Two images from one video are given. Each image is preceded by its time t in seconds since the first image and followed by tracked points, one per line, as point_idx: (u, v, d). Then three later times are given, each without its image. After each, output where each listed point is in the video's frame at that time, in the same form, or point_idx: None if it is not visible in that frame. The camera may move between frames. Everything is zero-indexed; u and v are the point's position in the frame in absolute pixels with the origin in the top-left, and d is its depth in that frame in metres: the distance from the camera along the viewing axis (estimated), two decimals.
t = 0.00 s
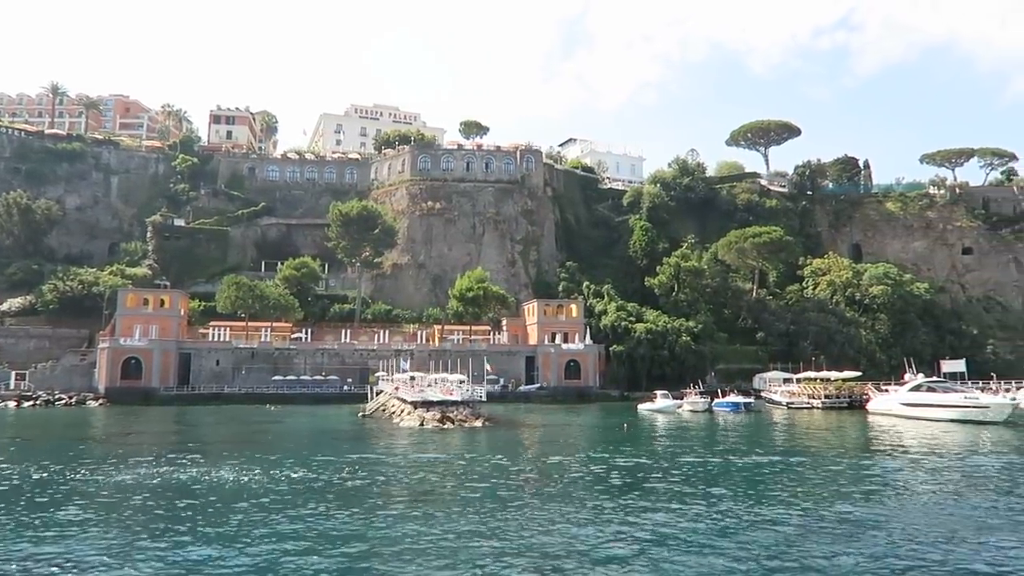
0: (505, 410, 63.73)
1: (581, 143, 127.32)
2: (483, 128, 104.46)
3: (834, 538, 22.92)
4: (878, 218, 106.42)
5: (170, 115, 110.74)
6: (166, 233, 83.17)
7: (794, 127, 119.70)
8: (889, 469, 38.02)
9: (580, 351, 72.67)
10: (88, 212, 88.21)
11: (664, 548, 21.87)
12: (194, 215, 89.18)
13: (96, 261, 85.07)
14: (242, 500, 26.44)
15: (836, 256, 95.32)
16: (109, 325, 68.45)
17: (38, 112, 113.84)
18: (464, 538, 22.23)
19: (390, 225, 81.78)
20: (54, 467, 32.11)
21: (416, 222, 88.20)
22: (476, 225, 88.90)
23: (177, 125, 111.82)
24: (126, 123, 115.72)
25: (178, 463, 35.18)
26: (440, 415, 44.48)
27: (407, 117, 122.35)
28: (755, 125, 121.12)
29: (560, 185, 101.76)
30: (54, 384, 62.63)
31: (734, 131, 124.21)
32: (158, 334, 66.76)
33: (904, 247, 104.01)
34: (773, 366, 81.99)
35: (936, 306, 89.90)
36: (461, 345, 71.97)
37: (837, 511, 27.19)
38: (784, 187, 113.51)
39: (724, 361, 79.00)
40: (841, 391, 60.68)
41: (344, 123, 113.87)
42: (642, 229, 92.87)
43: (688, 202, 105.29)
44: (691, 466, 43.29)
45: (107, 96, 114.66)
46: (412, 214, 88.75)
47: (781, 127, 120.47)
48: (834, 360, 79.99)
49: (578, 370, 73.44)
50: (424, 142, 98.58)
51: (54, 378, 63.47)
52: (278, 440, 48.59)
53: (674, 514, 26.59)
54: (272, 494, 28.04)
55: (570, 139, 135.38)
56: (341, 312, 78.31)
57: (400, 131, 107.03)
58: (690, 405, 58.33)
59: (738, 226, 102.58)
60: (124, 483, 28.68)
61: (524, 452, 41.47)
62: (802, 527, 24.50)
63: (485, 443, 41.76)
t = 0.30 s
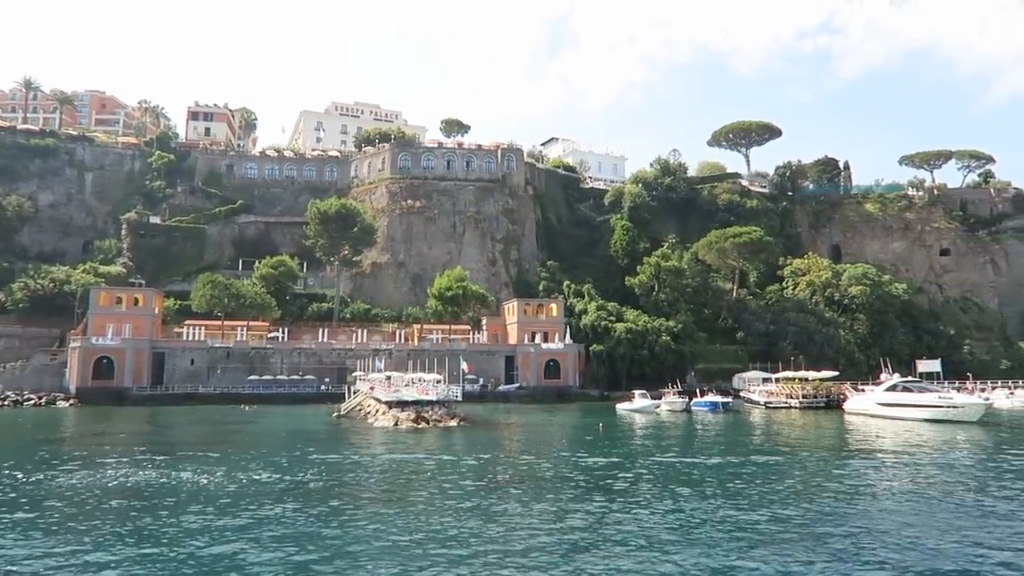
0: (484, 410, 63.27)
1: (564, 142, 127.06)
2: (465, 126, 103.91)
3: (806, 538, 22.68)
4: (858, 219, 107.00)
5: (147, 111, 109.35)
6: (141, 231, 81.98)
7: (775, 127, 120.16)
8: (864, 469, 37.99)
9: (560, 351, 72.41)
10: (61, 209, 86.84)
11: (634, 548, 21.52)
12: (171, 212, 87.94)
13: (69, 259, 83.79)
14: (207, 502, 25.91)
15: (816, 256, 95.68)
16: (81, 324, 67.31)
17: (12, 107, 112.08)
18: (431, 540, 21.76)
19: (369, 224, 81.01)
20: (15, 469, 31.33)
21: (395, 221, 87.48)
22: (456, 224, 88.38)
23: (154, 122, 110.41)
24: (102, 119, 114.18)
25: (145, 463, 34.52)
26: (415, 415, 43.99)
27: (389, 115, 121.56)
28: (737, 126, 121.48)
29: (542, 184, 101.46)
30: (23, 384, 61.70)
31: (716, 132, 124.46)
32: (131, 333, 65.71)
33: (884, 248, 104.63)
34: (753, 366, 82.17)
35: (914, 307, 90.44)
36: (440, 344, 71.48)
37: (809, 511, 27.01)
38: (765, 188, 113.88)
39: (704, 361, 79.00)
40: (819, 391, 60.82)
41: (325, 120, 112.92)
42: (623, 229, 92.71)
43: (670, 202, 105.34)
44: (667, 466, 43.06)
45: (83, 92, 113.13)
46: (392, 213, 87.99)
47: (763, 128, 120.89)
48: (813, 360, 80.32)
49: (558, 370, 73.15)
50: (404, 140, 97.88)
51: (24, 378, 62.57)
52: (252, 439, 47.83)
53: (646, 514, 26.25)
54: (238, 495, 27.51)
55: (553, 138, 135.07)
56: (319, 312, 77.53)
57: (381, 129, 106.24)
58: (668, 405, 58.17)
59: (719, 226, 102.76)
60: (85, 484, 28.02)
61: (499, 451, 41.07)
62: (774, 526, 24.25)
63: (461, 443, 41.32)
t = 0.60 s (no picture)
0: (460, 409, 62.78)
1: (543, 140, 126.75)
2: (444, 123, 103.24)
3: (776, 536, 22.52)
4: (835, 219, 107.69)
5: (120, 105, 107.67)
6: (113, 227, 80.54)
7: (754, 127, 120.72)
8: (836, 467, 38.05)
9: (537, 349, 72.14)
10: (30, 204, 85.17)
11: (602, 547, 21.24)
12: (143, 208, 86.51)
13: (38, 255, 82.26)
14: (166, 501, 25.24)
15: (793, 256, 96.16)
16: (49, 321, 65.97)
17: None
18: (397, 540, 21.33)
19: (346, 220, 80.09)
20: None
21: (373, 218, 86.66)
22: (434, 222, 87.81)
23: (127, 116, 108.69)
24: (75, 113, 112.28)
25: (107, 463, 33.71)
26: (386, 413, 43.45)
27: (367, 111, 120.56)
28: (716, 125, 121.92)
29: (520, 182, 101.12)
30: None
31: (695, 131, 124.71)
32: (100, 330, 64.47)
33: (860, 248, 105.39)
34: (730, 364, 82.38)
35: (890, 306, 91.13)
36: (416, 342, 70.97)
37: (780, 510, 26.90)
38: (743, 187, 114.33)
39: (682, 359, 79.08)
40: (794, 390, 61.01)
41: (302, 116, 111.79)
42: (602, 227, 92.55)
43: (649, 201, 105.40)
44: (641, 464, 42.89)
45: (54, 85, 111.17)
46: (369, 210, 87.17)
47: (741, 128, 121.41)
48: (789, 359, 80.76)
49: (535, 368, 72.85)
50: (382, 136, 97.05)
51: None
52: (222, 437, 47.03)
53: (617, 512, 25.99)
54: (200, 494, 26.84)
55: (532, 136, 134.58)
56: (294, 309, 76.61)
57: (359, 125, 105.29)
58: (644, 403, 57.98)
59: (698, 225, 102.97)
60: (41, 484, 27.20)
61: (472, 451, 40.64)
62: (744, 524, 24.08)
63: (433, 442, 40.85)
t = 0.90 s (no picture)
0: (435, 407, 62.21)
1: (523, 137, 126.41)
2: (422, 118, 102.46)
3: (744, 534, 22.35)
4: (811, 218, 108.35)
5: (91, 97, 105.80)
6: (81, 221, 78.98)
7: (732, 127, 121.17)
8: (808, 465, 38.07)
9: (514, 347, 71.83)
10: None
11: (568, 546, 20.92)
12: (114, 202, 85.00)
13: (5, 249, 80.54)
14: (120, 500, 24.55)
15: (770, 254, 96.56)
16: (14, 316, 64.53)
17: None
18: (360, 539, 20.90)
19: (321, 216, 79.03)
20: None
21: (348, 214, 85.78)
22: (411, 218, 87.06)
23: (98, 108, 106.83)
24: (45, 105, 110.19)
25: (65, 461, 32.85)
26: (356, 411, 42.82)
27: (345, 106, 119.39)
28: (695, 124, 122.23)
29: (499, 180, 100.66)
30: None
31: (674, 130, 124.94)
32: (67, 326, 63.15)
33: (836, 247, 106.12)
34: (706, 362, 82.55)
35: (865, 306, 91.77)
36: (391, 339, 70.40)
37: (748, 507, 26.74)
38: (721, 186, 114.70)
39: (659, 357, 79.16)
40: (768, 388, 61.15)
41: (279, 110, 110.52)
42: (580, 225, 92.32)
43: (627, 199, 105.36)
44: (614, 463, 42.64)
45: (23, 76, 109.02)
46: (345, 206, 86.27)
47: (720, 127, 121.75)
48: (765, 357, 81.17)
49: (512, 366, 72.48)
50: (359, 131, 96.11)
51: None
52: (189, 436, 46.15)
53: (585, 512, 25.70)
54: (158, 493, 26.17)
55: (511, 133, 134.15)
56: (268, 306, 75.57)
57: (336, 119, 104.17)
58: (618, 401, 58.11)
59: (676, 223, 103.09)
60: None
61: (444, 449, 40.12)
62: (711, 523, 23.88)
63: (405, 441, 40.31)
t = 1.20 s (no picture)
0: (411, 406, 61.58)
1: (502, 135, 125.97)
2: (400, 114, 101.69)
3: (710, 535, 22.05)
4: (789, 218, 108.90)
5: (63, 89, 103.89)
6: (50, 215, 77.43)
7: (712, 126, 121.51)
8: (780, 463, 38.11)
9: (491, 344, 71.52)
10: None
11: (533, 547, 20.44)
12: (84, 196, 83.47)
13: None
14: (76, 500, 23.97)
15: (748, 253, 96.94)
16: None
17: None
18: (317, 541, 20.28)
19: (296, 212, 77.97)
20: None
21: (325, 210, 84.89)
22: (389, 215, 86.31)
23: (70, 100, 104.92)
24: (15, 96, 108.08)
25: (23, 460, 32.05)
26: (327, 410, 42.23)
27: (323, 101, 118.22)
28: (674, 123, 122.38)
29: (478, 177, 100.21)
30: None
31: (654, 128, 125.06)
32: (33, 323, 61.79)
33: (813, 247, 106.80)
34: (684, 361, 82.76)
35: (841, 305, 92.39)
36: (367, 337, 69.80)
37: (716, 505, 26.63)
38: (700, 185, 114.98)
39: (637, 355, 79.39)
40: (744, 386, 61.30)
41: (255, 105, 109.22)
42: (558, 223, 92.04)
43: (606, 197, 105.39)
44: (588, 462, 42.31)
45: None
46: (321, 202, 85.32)
47: (699, 126, 122.05)
48: (742, 356, 81.51)
49: (489, 364, 72.14)
50: (336, 127, 95.18)
51: None
52: (156, 435, 45.27)
53: (554, 512, 25.27)
54: (116, 492, 25.58)
55: (491, 130, 133.56)
56: (242, 303, 74.54)
57: (313, 114, 103.06)
58: (593, 400, 57.90)
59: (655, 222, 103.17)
60: None
61: (415, 449, 39.59)
62: (678, 522, 23.71)
63: (376, 440, 39.74)
